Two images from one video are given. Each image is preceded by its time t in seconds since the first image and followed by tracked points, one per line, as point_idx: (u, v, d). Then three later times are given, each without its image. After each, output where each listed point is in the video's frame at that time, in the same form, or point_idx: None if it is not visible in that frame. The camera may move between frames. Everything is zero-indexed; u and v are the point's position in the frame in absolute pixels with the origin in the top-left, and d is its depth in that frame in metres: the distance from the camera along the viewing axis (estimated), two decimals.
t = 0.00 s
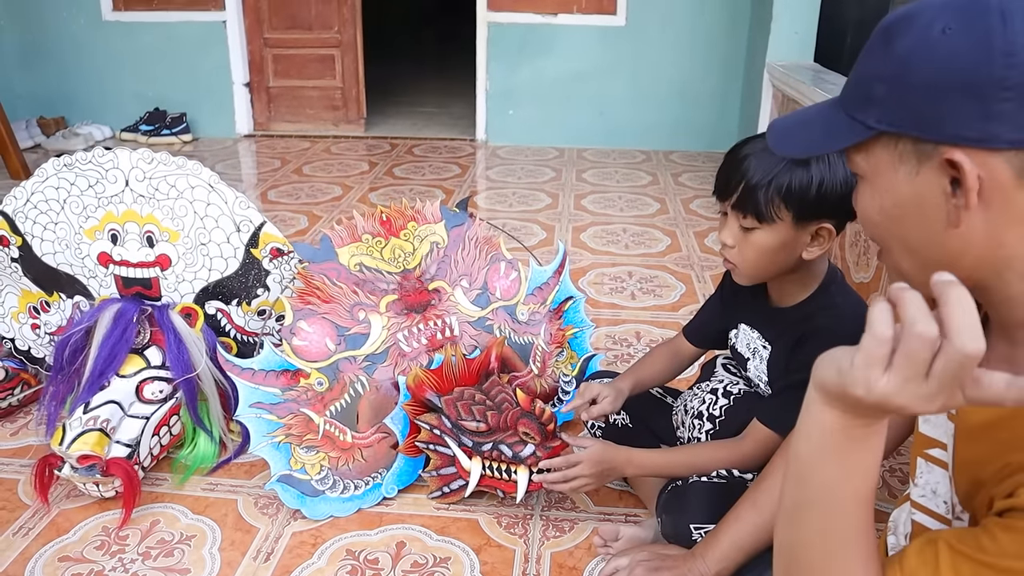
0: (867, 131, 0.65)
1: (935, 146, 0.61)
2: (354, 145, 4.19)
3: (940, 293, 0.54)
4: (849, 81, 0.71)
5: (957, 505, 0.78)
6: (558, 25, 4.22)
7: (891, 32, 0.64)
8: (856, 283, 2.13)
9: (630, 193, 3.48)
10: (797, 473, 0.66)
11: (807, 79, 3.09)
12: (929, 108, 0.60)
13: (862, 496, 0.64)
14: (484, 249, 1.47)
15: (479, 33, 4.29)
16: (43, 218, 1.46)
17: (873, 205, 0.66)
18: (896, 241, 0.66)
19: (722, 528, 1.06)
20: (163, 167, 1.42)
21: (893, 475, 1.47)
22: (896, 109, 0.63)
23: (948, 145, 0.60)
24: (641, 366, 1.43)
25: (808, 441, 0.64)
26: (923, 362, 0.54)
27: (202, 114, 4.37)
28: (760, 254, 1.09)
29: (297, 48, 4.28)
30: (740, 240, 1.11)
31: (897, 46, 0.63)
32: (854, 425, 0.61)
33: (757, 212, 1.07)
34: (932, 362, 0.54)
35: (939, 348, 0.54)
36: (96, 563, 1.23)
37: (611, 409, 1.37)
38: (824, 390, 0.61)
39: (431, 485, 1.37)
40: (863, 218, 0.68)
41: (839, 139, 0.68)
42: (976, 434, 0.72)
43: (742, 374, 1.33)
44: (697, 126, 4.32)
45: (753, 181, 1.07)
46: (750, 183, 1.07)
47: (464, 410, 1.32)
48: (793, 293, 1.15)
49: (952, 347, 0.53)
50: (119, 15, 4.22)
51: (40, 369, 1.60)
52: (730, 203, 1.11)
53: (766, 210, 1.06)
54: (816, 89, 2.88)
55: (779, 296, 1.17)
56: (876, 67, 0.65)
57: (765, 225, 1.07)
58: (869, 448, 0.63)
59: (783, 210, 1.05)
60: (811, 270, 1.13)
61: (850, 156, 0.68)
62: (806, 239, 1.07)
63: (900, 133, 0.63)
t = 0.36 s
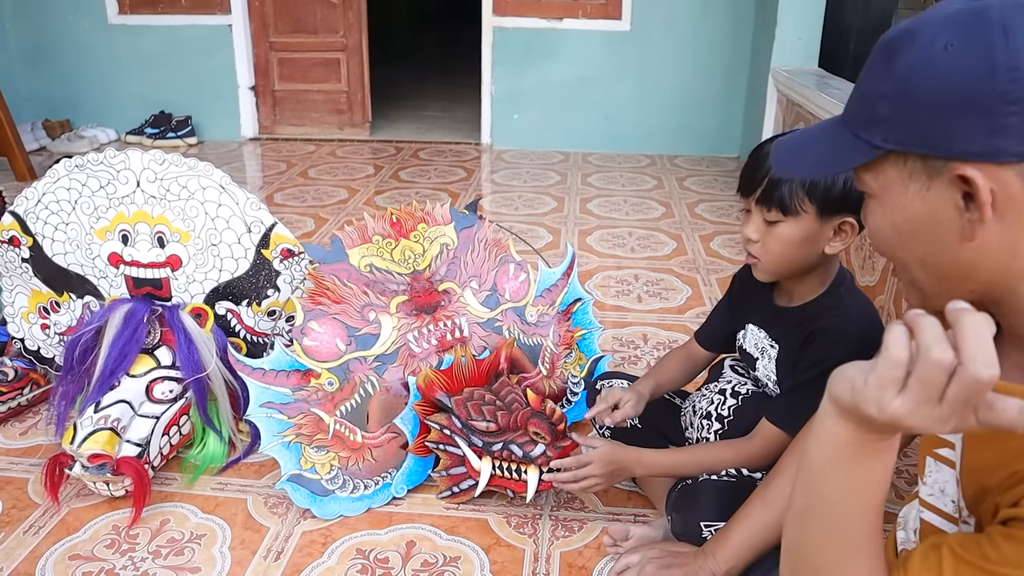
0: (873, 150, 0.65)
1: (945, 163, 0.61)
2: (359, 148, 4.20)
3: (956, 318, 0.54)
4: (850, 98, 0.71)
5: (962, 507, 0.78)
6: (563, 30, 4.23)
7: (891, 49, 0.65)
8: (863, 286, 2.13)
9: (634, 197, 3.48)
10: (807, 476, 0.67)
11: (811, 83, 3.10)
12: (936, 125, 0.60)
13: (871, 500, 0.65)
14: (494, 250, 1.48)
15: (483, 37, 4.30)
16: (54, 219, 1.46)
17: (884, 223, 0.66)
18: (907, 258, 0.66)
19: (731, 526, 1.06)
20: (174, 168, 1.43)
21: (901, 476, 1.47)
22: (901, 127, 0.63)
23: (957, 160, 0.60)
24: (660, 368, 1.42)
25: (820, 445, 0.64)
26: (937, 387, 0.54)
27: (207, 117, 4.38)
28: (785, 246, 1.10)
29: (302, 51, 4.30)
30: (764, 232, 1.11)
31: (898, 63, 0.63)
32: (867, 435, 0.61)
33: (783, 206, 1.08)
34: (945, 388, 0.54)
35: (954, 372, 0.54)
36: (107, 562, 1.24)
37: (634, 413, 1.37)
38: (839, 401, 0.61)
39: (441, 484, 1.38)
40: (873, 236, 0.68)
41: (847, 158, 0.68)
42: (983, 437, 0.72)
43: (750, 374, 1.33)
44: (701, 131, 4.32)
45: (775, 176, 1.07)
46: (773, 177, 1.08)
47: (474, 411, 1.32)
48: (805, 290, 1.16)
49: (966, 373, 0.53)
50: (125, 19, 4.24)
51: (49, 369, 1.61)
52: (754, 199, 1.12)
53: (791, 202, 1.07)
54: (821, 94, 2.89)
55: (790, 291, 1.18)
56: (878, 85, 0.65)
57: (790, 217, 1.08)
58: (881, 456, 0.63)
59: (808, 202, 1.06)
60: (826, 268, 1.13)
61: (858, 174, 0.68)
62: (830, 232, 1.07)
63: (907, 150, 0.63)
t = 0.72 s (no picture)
0: (895, 148, 0.64)
1: (968, 167, 0.59)
2: (368, 149, 4.20)
3: (945, 318, 0.52)
4: (872, 95, 0.69)
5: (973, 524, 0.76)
6: (572, 30, 4.22)
7: (922, 47, 0.62)
8: (873, 291, 2.11)
9: (643, 198, 3.47)
10: (806, 492, 0.65)
11: (823, 85, 3.07)
12: (963, 127, 0.58)
13: (872, 518, 0.62)
14: (499, 254, 1.47)
15: (493, 38, 4.28)
16: (59, 220, 1.46)
17: (900, 223, 0.64)
18: (920, 257, 0.65)
19: (736, 537, 1.05)
20: (179, 170, 1.42)
21: (910, 485, 1.45)
22: (925, 128, 0.61)
23: (981, 166, 0.58)
24: (676, 390, 1.40)
25: (819, 459, 0.63)
26: (929, 385, 0.52)
27: (217, 118, 4.39)
28: (780, 248, 1.08)
29: (312, 52, 4.30)
30: (762, 232, 1.10)
31: (929, 61, 0.61)
32: (867, 445, 0.59)
33: (781, 205, 1.07)
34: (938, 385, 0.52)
35: (945, 370, 0.52)
36: (109, 566, 1.23)
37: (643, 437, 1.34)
38: (833, 408, 0.60)
39: (444, 491, 1.36)
40: (887, 234, 0.67)
41: (866, 154, 0.66)
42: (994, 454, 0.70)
43: (758, 383, 1.31)
44: (711, 132, 4.30)
45: (777, 175, 1.07)
46: (776, 176, 1.07)
47: (479, 417, 1.31)
48: (809, 295, 1.14)
49: (955, 370, 0.51)
50: (135, 19, 4.25)
51: (54, 370, 1.61)
52: (755, 197, 1.11)
53: (788, 202, 1.06)
54: (832, 96, 2.86)
55: (796, 297, 1.17)
56: (905, 84, 0.63)
57: (788, 217, 1.06)
58: (882, 468, 0.61)
59: (805, 202, 1.05)
60: (830, 276, 1.11)
61: (875, 171, 0.66)
62: (828, 237, 1.06)
63: (930, 151, 0.61)
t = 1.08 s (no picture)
0: (917, 148, 0.64)
1: (995, 162, 0.59)
2: (375, 149, 4.21)
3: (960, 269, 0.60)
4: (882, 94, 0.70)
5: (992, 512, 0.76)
6: (580, 31, 4.22)
7: (935, 44, 0.63)
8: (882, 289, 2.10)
9: (651, 198, 3.46)
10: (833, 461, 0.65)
11: (831, 84, 3.07)
12: (988, 123, 0.59)
13: (895, 491, 0.61)
14: (510, 251, 1.46)
15: (500, 38, 4.29)
16: (74, 217, 1.47)
17: (925, 221, 0.64)
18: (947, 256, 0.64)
19: (751, 532, 1.04)
20: (192, 166, 1.42)
21: (923, 482, 1.45)
22: (947, 126, 0.61)
23: (1007, 160, 0.59)
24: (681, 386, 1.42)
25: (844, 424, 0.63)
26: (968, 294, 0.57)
27: (225, 118, 4.41)
28: (781, 243, 1.09)
29: (319, 52, 4.31)
30: (765, 227, 1.10)
31: (944, 59, 0.62)
32: (885, 411, 0.60)
33: (781, 201, 1.07)
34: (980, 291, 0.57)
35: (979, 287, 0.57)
36: (123, 560, 1.23)
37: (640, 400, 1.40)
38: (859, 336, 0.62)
39: (457, 486, 1.37)
40: (908, 234, 0.67)
41: (885, 155, 0.66)
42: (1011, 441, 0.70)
43: (769, 377, 1.30)
44: (717, 132, 4.30)
45: (780, 169, 1.07)
46: (779, 171, 1.08)
47: (491, 412, 1.31)
48: (817, 289, 1.14)
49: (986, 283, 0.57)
50: (144, 20, 4.26)
51: (67, 367, 1.62)
52: (760, 192, 1.11)
53: (787, 198, 1.06)
54: (841, 95, 2.86)
55: (805, 293, 1.17)
56: (921, 82, 0.64)
57: (788, 213, 1.07)
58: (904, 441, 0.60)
59: (804, 200, 1.05)
60: (836, 272, 1.12)
61: (895, 173, 0.66)
62: (828, 234, 1.05)
63: (955, 148, 0.61)
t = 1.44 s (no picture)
0: (912, 169, 0.64)
1: (996, 182, 0.59)
2: (376, 148, 4.21)
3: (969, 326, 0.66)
4: (871, 107, 0.69)
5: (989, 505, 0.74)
6: (580, 29, 4.22)
7: (924, 61, 0.62)
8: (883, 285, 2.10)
9: (651, 195, 3.47)
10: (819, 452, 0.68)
11: (831, 81, 3.07)
12: (985, 145, 0.59)
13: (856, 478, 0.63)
14: (510, 247, 1.47)
15: (501, 36, 4.29)
16: (75, 215, 1.47)
17: (921, 241, 0.65)
18: (945, 272, 0.65)
19: (749, 526, 1.04)
20: (192, 164, 1.42)
21: (922, 476, 1.45)
22: (944, 147, 0.61)
23: (1009, 179, 0.59)
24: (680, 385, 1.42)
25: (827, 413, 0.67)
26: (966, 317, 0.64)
27: (227, 118, 4.41)
28: (780, 242, 1.09)
29: (320, 52, 4.31)
30: (764, 226, 1.11)
31: (936, 78, 0.61)
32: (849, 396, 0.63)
33: (781, 200, 1.07)
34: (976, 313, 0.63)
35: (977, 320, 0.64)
36: (125, 556, 1.24)
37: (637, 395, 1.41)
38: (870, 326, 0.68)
39: (457, 481, 1.38)
40: (906, 251, 0.67)
41: (878, 177, 0.66)
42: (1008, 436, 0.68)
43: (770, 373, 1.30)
44: (718, 130, 4.30)
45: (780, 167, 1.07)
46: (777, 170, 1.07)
47: (491, 408, 1.32)
48: (816, 286, 1.15)
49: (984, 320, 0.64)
50: (145, 20, 4.27)
51: (69, 364, 1.62)
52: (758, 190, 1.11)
53: (786, 198, 1.06)
54: (842, 91, 2.86)
55: (806, 290, 1.17)
56: (914, 103, 0.63)
57: (787, 212, 1.07)
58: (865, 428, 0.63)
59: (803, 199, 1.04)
60: (837, 267, 1.12)
61: (889, 195, 0.66)
62: (828, 232, 1.05)
63: (951, 169, 0.61)
